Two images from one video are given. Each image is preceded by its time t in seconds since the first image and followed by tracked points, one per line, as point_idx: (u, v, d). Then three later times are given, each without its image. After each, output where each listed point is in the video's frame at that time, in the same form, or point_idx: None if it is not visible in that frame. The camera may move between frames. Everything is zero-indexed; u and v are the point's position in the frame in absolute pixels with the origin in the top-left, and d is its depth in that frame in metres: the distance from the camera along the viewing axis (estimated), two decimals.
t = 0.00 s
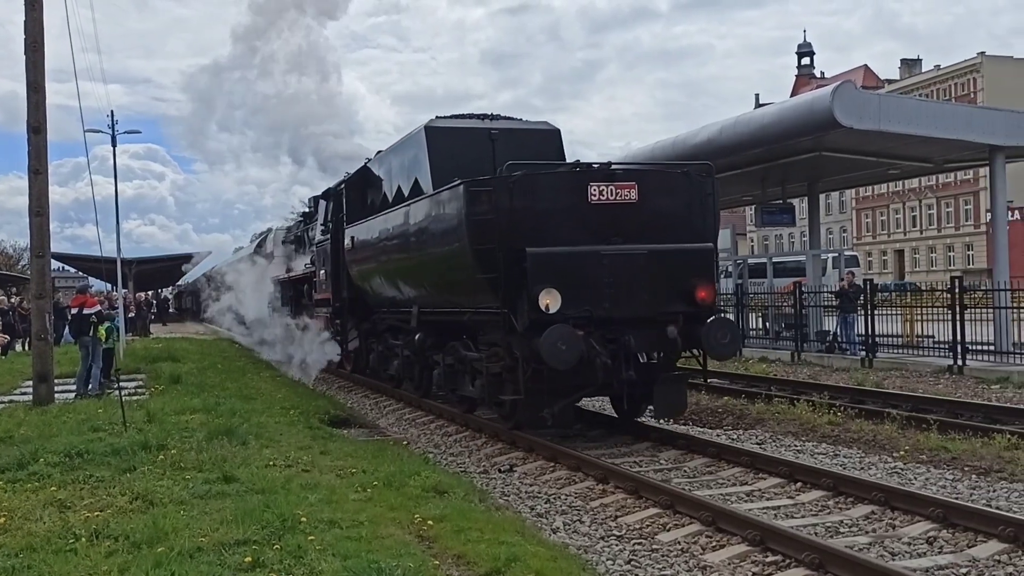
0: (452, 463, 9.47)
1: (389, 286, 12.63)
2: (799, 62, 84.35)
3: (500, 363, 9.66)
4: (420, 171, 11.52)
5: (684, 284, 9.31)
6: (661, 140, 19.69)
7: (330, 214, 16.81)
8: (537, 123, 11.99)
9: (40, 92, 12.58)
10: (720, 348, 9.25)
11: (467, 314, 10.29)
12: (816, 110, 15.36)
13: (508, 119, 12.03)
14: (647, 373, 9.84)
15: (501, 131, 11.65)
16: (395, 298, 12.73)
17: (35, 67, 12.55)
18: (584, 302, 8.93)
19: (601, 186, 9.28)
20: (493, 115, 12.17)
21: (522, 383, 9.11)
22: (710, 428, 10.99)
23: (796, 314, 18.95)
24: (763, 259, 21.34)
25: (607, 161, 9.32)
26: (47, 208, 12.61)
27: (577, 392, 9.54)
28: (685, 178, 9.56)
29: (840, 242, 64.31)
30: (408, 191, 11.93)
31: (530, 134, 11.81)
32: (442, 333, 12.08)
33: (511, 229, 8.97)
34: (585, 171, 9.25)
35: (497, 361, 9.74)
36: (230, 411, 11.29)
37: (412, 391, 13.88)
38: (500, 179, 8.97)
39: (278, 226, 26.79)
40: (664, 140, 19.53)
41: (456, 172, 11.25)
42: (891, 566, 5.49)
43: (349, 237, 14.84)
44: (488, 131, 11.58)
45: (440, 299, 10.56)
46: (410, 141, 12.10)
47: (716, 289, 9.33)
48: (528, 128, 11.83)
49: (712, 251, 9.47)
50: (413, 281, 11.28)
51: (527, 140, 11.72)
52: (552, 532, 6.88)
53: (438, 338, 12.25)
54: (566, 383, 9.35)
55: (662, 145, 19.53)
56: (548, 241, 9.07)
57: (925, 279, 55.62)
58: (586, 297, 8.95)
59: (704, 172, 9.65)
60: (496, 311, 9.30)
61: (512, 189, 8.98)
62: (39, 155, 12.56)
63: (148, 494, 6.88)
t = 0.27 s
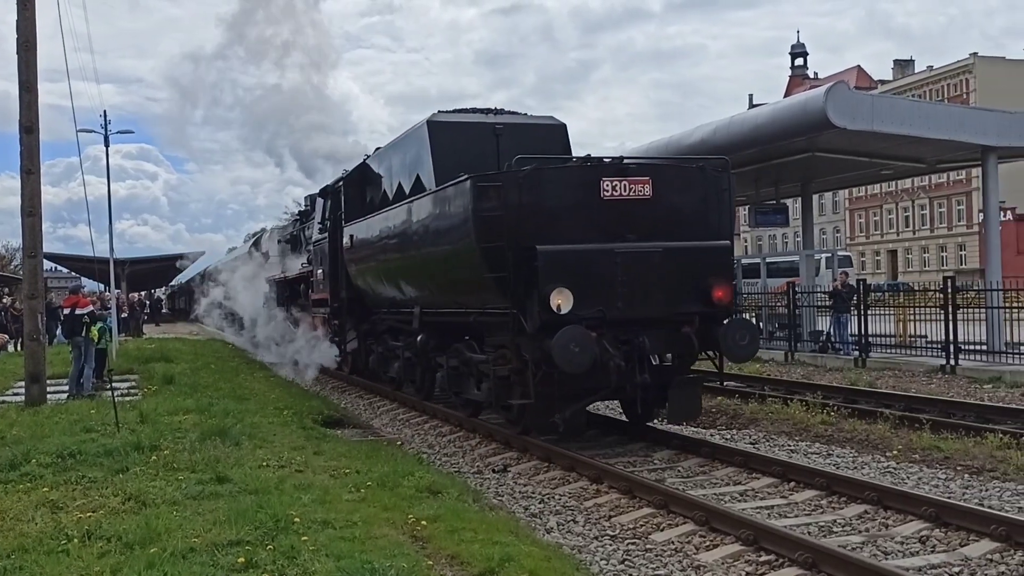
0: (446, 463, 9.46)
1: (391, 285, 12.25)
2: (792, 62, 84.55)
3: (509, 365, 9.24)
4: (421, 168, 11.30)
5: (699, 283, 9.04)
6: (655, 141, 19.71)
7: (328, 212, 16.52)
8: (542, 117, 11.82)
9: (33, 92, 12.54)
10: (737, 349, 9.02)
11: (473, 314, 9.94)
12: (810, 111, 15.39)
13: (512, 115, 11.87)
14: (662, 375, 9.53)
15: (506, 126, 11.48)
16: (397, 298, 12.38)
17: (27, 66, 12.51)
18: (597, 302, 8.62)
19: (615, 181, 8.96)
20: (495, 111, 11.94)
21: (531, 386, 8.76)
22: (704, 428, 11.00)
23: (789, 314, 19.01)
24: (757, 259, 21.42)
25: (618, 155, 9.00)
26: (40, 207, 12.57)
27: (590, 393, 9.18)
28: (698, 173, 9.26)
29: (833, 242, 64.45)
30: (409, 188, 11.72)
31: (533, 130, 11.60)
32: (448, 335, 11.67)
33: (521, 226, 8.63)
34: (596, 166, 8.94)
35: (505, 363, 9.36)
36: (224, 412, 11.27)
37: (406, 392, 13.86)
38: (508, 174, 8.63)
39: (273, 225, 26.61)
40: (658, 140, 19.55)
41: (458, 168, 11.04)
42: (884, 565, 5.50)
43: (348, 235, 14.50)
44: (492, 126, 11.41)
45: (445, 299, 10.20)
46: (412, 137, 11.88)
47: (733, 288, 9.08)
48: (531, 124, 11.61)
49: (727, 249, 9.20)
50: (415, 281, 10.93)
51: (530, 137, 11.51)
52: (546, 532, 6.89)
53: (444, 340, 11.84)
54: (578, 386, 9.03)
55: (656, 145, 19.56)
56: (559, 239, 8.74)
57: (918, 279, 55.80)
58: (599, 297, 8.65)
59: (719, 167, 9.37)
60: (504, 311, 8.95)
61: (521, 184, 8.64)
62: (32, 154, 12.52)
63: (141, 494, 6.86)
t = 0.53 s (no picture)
0: (438, 464, 9.45)
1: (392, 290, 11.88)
2: (783, 63, 84.74)
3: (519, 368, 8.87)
4: (421, 162, 10.96)
5: (716, 282, 8.56)
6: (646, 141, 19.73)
7: (323, 209, 16.23)
8: (546, 111, 11.40)
9: (22, 91, 12.49)
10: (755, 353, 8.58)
11: (477, 313, 9.62)
12: (800, 111, 15.43)
13: (515, 108, 11.47)
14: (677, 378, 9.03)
15: (508, 121, 11.08)
16: (396, 299, 12.06)
17: (16, 65, 12.45)
18: (609, 302, 8.17)
19: (626, 176, 8.56)
20: (498, 105, 11.58)
21: (541, 389, 8.38)
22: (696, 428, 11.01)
23: (780, 314, 19.08)
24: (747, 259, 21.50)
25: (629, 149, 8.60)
26: (29, 207, 12.51)
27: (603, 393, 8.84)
28: (712, 169, 8.86)
29: (823, 243, 64.66)
30: (408, 185, 11.40)
31: (538, 124, 11.24)
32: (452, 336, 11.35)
33: (529, 221, 8.23)
34: (607, 160, 8.53)
35: (514, 364, 9.02)
36: (214, 412, 11.24)
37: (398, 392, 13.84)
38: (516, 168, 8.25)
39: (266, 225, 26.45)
40: (649, 141, 19.57)
41: (460, 163, 10.69)
42: (874, 564, 5.52)
43: (345, 234, 14.16)
44: (494, 121, 11.02)
45: (448, 300, 9.85)
46: (411, 131, 11.51)
47: (749, 288, 8.57)
48: (535, 118, 11.26)
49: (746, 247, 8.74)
50: (416, 282, 10.58)
51: (534, 131, 11.15)
52: (537, 532, 6.90)
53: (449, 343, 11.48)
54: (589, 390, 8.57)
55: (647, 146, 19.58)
56: (568, 236, 8.33)
57: (908, 280, 56.02)
58: (613, 296, 8.19)
59: (734, 162, 8.96)
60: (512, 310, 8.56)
61: (529, 178, 8.24)
62: (21, 154, 12.47)
63: (131, 495, 6.84)
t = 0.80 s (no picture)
0: (428, 464, 9.44)
1: (391, 289, 11.41)
2: (773, 63, 84.88)
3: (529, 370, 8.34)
4: (420, 156, 10.49)
5: (733, 281, 8.15)
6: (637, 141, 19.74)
7: (319, 206, 15.84)
8: (551, 104, 10.89)
9: (10, 91, 12.41)
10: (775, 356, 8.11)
11: (481, 314, 9.13)
12: (790, 112, 15.48)
13: (518, 101, 10.97)
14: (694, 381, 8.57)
15: (511, 114, 10.58)
16: (394, 298, 11.61)
17: (4, 64, 12.38)
18: (623, 302, 7.73)
19: (640, 170, 8.12)
20: (502, 97, 11.07)
21: (552, 394, 7.89)
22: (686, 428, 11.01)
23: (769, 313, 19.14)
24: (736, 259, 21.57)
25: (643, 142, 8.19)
26: (17, 207, 12.45)
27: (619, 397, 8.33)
28: (728, 164, 8.47)
29: (813, 242, 64.90)
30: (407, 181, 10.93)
31: (543, 117, 10.72)
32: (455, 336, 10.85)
33: (539, 217, 7.78)
34: (619, 153, 8.12)
35: (523, 367, 8.49)
36: (203, 413, 11.21)
37: (388, 393, 13.80)
38: (526, 160, 7.79)
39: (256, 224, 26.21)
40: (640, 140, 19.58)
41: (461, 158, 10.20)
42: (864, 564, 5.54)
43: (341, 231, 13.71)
44: (497, 114, 10.53)
45: (450, 300, 9.37)
46: (409, 125, 11.03)
47: (767, 288, 8.20)
48: (540, 111, 10.75)
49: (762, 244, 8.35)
50: (416, 281, 10.09)
51: (540, 124, 10.64)
52: (528, 532, 6.91)
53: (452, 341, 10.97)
54: (601, 394, 8.13)
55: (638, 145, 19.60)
56: (580, 233, 7.90)
57: (897, 280, 56.26)
58: (627, 297, 7.75)
59: (749, 156, 8.58)
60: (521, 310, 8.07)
61: (539, 171, 7.79)
62: (9, 154, 12.40)
63: (120, 496, 6.82)
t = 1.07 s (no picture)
0: (418, 464, 9.43)
1: (391, 290, 11.08)
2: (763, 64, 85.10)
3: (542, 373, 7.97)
4: (421, 152, 10.17)
5: (753, 280, 7.82)
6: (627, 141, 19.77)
7: (314, 202, 15.56)
8: (557, 99, 10.55)
9: None
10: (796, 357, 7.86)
11: (488, 314, 8.79)
12: (780, 112, 15.53)
13: (522, 95, 10.63)
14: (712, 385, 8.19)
15: (515, 107, 10.24)
16: (392, 299, 11.31)
17: None
18: (639, 303, 7.41)
19: (657, 163, 7.79)
20: (506, 91, 10.74)
21: (564, 398, 7.53)
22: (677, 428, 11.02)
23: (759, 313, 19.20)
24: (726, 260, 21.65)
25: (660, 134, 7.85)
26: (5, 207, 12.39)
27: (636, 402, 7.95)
28: (748, 158, 8.14)
29: (802, 243, 65.14)
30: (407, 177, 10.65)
31: (549, 111, 10.37)
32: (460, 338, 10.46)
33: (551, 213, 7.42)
34: (634, 146, 7.78)
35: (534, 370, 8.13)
36: (192, 413, 11.18)
37: (379, 393, 13.77)
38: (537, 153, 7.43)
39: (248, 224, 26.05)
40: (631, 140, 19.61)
41: (462, 154, 9.89)
42: (855, 563, 5.55)
43: (337, 229, 13.39)
44: (502, 108, 10.18)
45: (454, 300, 9.03)
46: (411, 118, 10.67)
47: (790, 286, 7.83)
48: (546, 105, 10.40)
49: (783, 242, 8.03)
50: (417, 280, 9.76)
51: (545, 119, 10.29)
52: (518, 532, 6.92)
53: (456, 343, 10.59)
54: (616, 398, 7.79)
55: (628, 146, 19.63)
56: (593, 230, 7.56)
57: (886, 280, 56.50)
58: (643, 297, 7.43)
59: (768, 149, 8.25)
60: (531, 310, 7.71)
61: (552, 164, 7.44)
62: None
63: (109, 497, 6.79)
